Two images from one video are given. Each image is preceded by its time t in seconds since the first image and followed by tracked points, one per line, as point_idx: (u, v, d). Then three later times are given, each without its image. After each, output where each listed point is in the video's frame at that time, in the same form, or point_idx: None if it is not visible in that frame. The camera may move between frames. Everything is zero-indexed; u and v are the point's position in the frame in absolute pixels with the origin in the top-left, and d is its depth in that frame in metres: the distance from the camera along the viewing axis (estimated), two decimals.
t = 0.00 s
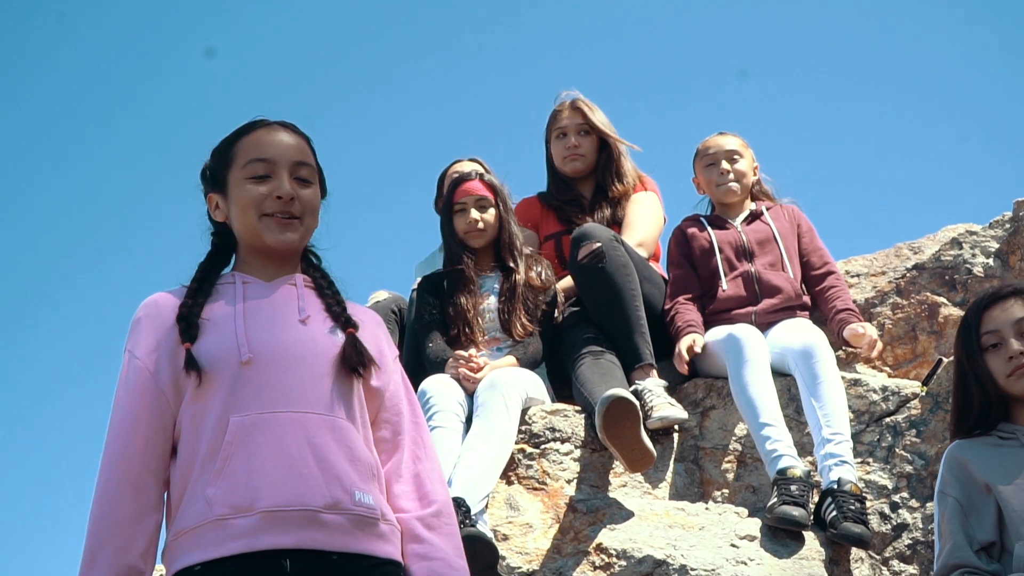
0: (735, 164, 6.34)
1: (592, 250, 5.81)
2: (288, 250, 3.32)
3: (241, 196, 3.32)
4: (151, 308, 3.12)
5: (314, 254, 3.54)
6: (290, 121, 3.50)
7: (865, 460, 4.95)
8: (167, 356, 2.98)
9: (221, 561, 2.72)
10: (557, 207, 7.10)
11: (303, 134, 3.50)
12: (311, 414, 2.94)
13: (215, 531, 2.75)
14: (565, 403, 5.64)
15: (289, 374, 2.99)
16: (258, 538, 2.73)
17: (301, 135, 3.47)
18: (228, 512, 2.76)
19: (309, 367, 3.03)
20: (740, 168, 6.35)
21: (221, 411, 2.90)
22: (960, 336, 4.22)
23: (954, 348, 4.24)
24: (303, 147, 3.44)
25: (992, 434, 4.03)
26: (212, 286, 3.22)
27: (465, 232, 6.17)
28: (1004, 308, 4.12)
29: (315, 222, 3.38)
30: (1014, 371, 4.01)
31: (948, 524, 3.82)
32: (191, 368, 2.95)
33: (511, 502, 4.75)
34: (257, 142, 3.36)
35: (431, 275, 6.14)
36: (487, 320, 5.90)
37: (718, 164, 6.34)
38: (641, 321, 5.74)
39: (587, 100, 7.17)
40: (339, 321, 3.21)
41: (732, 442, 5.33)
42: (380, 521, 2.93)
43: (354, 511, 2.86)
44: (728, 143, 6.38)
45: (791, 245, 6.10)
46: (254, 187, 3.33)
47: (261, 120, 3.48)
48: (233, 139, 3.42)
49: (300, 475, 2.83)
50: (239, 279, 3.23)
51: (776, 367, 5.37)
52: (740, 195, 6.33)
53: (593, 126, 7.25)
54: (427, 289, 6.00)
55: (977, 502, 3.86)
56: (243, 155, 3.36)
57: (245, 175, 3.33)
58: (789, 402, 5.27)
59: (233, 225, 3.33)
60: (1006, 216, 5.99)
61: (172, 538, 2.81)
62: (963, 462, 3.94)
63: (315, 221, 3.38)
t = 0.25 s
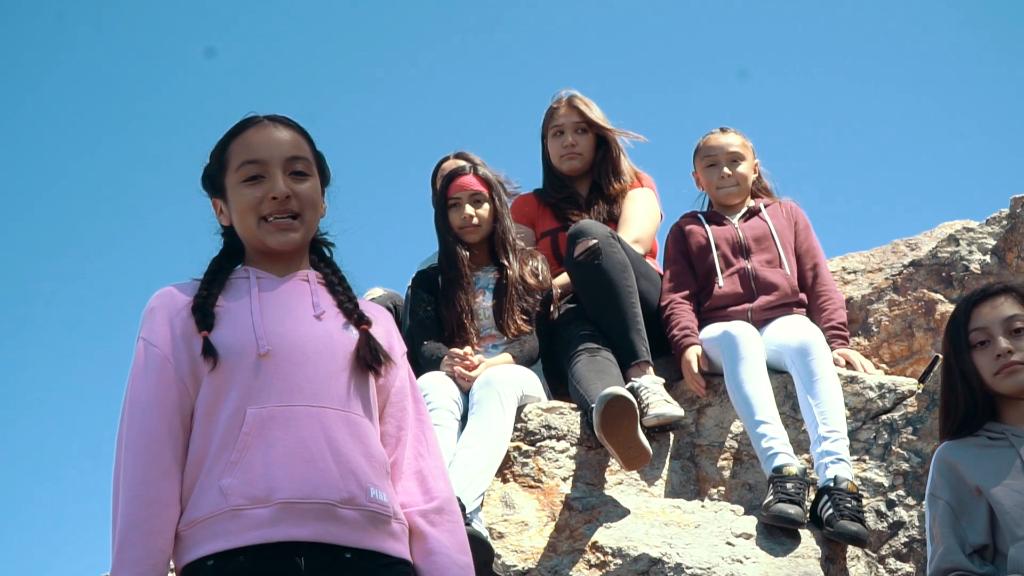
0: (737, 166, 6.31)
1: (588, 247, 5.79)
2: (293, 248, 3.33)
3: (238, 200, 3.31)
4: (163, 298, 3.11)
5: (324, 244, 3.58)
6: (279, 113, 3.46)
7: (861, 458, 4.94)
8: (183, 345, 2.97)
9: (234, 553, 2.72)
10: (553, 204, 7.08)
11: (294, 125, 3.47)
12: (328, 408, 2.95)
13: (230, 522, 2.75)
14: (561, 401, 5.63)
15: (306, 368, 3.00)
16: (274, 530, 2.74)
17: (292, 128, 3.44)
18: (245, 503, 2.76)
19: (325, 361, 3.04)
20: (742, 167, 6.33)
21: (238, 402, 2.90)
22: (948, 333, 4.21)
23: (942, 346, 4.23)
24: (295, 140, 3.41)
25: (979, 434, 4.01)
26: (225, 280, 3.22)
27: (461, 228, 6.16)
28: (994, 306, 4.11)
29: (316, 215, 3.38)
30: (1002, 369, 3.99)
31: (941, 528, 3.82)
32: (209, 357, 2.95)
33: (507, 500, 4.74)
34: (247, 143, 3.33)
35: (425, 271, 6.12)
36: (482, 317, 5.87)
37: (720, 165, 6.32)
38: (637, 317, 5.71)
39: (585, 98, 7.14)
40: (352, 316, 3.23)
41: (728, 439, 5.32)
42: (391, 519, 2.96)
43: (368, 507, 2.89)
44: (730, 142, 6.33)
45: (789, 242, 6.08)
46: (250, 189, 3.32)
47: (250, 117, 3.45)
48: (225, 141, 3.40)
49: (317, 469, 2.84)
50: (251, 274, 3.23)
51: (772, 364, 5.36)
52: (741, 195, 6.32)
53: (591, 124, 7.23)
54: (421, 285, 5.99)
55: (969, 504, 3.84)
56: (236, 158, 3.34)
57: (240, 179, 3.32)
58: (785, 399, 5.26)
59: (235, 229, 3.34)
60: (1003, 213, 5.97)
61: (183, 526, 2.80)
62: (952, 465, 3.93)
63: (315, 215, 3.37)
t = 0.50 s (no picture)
0: (729, 151, 6.32)
1: (585, 246, 5.76)
2: (303, 245, 3.33)
3: (246, 199, 3.33)
4: (172, 299, 3.15)
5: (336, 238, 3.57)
6: (284, 112, 3.49)
7: (857, 458, 4.94)
8: (192, 344, 3.02)
9: (244, 554, 2.75)
10: (549, 201, 7.06)
11: (300, 123, 3.50)
12: (338, 405, 2.98)
13: (240, 521, 2.78)
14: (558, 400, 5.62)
15: (316, 365, 3.03)
16: (284, 528, 2.77)
17: (297, 125, 3.46)
18: (254, 501, 2.79)
19: (334, 357, 3.07)
20: (734, 155, 6.32)
21: (248, 400, 2.94)
22: (946, 329, 4.19)
23: (939, 342, 4.22)
24: (300, 136, 3.43)
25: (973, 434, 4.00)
26: (235, 280, 3.25)
27: (454, 220, 6.14)
28: (995, 302, 4.10)
29: (325, 211, 3.38)
30: (1003, 366, 3.98)
31: (936, 532, 3.81)
32: (217, 355, 3.00)
33: (502, 500, 4.73)
34: (252, 142, 3.36)
35: (423, 267, 6.15)
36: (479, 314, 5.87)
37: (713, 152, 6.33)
38: (634, 318, 5.71)
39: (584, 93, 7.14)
40: (362, 310, 3.24)
41: (725, 439, 5.30)
42: (405, 515, 2.98)
43: (379, 503, 2.91)
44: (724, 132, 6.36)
45: (786, 241, 6.07)
46: (257, 188, 3.34)
47: (255, 116, 3.48)
48: (231, 142, 3.43)
49: (327, 466, 2.87)
50: (261, 273, 3.26)
51: (769, 364, 5.34)
52: (733, 181, 6.30)
53: (589, 120, 7.22)
54: (416, 284, 6.04)
55: (964, 508, 3.84)
56: (241, 158, 3.37)
57: (246, 178, 3.34)
58: (782, 398, 5.25)
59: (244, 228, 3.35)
60: (1000, 212, 5.96)
61: (195, 525, 2.83)
62: (948, 467, 3.92)
63: (324, 210, 3.38)
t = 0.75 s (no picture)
0: (722, 151, 6.33)
1: (582, 246, 5.75)
2: (309, 247, 3.35)
3: (252, 200, 3.33)
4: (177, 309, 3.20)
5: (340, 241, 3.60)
6: (290, 113, 3.49)
7: (856, 458, 4.92)
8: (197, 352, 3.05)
9: (248, 561, 2.75)
10: (547, 201, 7.05)
11: (306, 125, 3.50)
12: (343, 410, 2.99)
13: (245, 528, 2.78)
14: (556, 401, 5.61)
15: (321, 371, 3.04)
16: (289, 535, 2.76)
17: (304, 127, 3.46)
18: (259, 508, 2.79)
19: (339, 363, 3.08)
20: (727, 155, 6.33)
21: (253, 407, 2.95)
22: (953, 328, 4.20)
23: (946, 341, 4.22)
24: (306, 137, 3.43)
25: (978, 434, 3.99)
26: (239, 287, 3.29)
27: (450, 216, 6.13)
28: (1003, 300, 4.11)
29: (331, 213, 3.39)
30: (1013, 363, 3.98)
31: (939, 532, 3.79)
32: (221, 362, 3.02)
33: (500, 502, 4.72)
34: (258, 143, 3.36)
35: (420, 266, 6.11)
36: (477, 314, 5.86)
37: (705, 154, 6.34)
38: (632, 318, 5.70)
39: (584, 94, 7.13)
40: (368, 314, 3.26)
41: (723, 439, 5.29)
42: (410, 522, 2.97)
43: (384, 510, 2.90)
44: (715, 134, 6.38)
45: (785, 240, 6.05)
46: (264, 189, 3.34)
47: (261, 117, 3.48)
48: (236, 143, 3.43)
49: (332, 472, 2.87)
50: (265, 278, 3.30)
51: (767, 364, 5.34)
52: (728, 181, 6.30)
53: (588, 121, 7.21)
54: (412, 282, 6.04)
55: (967, 509, 3.83)
56: (247, 159, 3.37)
57: (252, 180, 3.34)
58: (780, 399, 5.24)
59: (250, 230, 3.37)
60: (999, 212, 5.95)
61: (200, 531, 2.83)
62: (952, 466, 3.90)
63: (330, 212, 3.38)
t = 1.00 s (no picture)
0: (731, 166, 6.28)
1: (581, 246, 5.75)
2: (308, 242, 3.38)
3: (256, 195, 3.38)
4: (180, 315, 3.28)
5: (349, 242, 3.63)
6: (302, 112, 3.53)
7: (855, 459, 4.91)
8: (193, 356, 3.13)
9: (246, 565, 2.80)
10: (547, 201, 7.04)
11: (317, 123, 3.53)
12: (335, 406, 3.00)
13: (238, 528, 2.83)
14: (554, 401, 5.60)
15: (314, 368, 3.07)
16: (280, 534, 2.80)
17: (314, 126, 3.51)
18: (252, 508, 2.84)
19: (332, 358, 3.10)
20: (736, 167, 6.28)
21: (247, 408, 2.99)
22: (956, 330, 4.17)
23: (948, 343, 4.20)
24: (315, 135, 3.47)
25: (984, 434, 3.98)
26: (240, 286, 3.35)
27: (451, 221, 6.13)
28: (1004, 304, 4.09)
29: (333, 211, 3.41)
30: (1015, 366, 3.97)
31: (941, 530, 3.78)
32: (215, 363, 3.09)
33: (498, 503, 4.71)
34: (265, 138, 3.41)
35: (420, 269, 6.11)
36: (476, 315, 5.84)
37: (714, 165, 6.30)
38: (630, 317, 5.69)
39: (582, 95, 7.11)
40: (367, 310, 3.27)
41: (723, 440, 5.28)
42: (410, 515, 2.97)
43: (380, 505, 2.91)
44: (727, 143, 6.31)
45: (785, 240, 6.05)
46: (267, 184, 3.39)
47: (273, 115, 3.53)
48: (248, 139, 3.49)
49: (324, 469, 2.89)
50: (264, 276, 3.35)
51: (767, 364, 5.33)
52: (737, 193, 6.27)
53: (587, 123, 7.20)
54: (413, 284, 6.01)
55: (970, 507, 3.82)
56: (255, 155, 3.43)
57: (256, 174, 3.39)
58: (779, 399, 5.23)
59: (252, 225, 3.41)
60: (998, 212, 5.93)
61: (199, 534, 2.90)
62: (957, 465, 3.89)
63: (332, 210, 3.41)
